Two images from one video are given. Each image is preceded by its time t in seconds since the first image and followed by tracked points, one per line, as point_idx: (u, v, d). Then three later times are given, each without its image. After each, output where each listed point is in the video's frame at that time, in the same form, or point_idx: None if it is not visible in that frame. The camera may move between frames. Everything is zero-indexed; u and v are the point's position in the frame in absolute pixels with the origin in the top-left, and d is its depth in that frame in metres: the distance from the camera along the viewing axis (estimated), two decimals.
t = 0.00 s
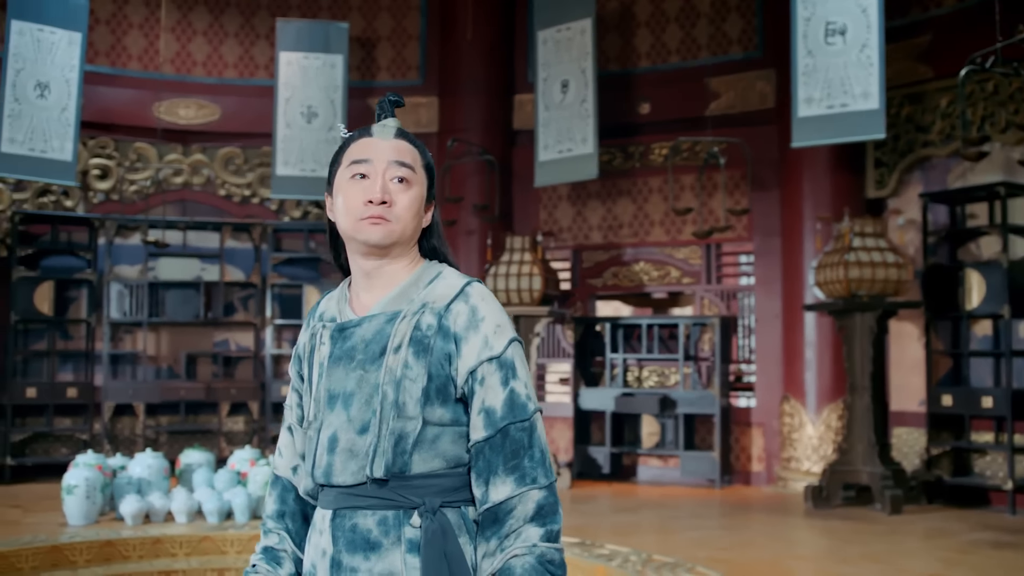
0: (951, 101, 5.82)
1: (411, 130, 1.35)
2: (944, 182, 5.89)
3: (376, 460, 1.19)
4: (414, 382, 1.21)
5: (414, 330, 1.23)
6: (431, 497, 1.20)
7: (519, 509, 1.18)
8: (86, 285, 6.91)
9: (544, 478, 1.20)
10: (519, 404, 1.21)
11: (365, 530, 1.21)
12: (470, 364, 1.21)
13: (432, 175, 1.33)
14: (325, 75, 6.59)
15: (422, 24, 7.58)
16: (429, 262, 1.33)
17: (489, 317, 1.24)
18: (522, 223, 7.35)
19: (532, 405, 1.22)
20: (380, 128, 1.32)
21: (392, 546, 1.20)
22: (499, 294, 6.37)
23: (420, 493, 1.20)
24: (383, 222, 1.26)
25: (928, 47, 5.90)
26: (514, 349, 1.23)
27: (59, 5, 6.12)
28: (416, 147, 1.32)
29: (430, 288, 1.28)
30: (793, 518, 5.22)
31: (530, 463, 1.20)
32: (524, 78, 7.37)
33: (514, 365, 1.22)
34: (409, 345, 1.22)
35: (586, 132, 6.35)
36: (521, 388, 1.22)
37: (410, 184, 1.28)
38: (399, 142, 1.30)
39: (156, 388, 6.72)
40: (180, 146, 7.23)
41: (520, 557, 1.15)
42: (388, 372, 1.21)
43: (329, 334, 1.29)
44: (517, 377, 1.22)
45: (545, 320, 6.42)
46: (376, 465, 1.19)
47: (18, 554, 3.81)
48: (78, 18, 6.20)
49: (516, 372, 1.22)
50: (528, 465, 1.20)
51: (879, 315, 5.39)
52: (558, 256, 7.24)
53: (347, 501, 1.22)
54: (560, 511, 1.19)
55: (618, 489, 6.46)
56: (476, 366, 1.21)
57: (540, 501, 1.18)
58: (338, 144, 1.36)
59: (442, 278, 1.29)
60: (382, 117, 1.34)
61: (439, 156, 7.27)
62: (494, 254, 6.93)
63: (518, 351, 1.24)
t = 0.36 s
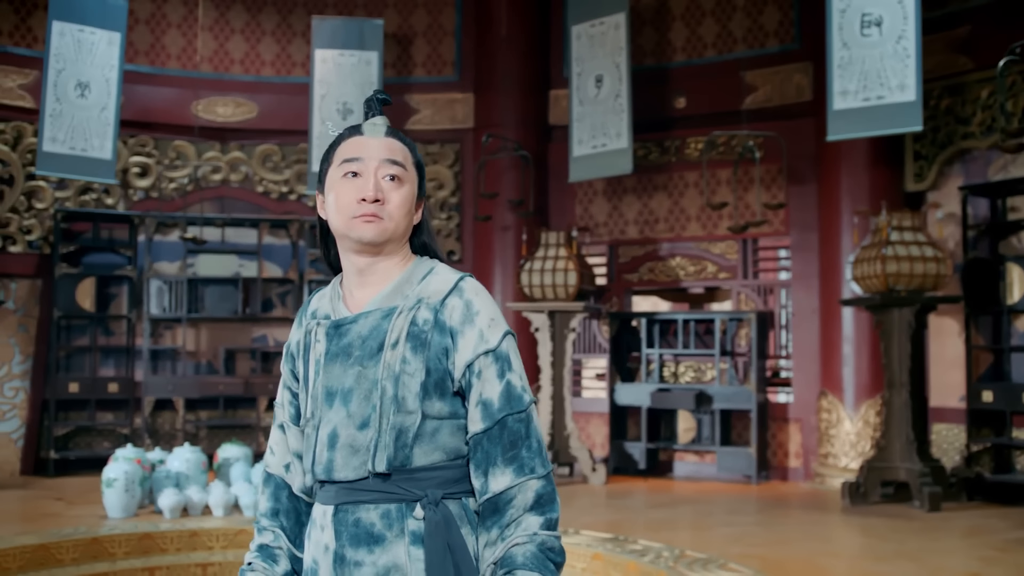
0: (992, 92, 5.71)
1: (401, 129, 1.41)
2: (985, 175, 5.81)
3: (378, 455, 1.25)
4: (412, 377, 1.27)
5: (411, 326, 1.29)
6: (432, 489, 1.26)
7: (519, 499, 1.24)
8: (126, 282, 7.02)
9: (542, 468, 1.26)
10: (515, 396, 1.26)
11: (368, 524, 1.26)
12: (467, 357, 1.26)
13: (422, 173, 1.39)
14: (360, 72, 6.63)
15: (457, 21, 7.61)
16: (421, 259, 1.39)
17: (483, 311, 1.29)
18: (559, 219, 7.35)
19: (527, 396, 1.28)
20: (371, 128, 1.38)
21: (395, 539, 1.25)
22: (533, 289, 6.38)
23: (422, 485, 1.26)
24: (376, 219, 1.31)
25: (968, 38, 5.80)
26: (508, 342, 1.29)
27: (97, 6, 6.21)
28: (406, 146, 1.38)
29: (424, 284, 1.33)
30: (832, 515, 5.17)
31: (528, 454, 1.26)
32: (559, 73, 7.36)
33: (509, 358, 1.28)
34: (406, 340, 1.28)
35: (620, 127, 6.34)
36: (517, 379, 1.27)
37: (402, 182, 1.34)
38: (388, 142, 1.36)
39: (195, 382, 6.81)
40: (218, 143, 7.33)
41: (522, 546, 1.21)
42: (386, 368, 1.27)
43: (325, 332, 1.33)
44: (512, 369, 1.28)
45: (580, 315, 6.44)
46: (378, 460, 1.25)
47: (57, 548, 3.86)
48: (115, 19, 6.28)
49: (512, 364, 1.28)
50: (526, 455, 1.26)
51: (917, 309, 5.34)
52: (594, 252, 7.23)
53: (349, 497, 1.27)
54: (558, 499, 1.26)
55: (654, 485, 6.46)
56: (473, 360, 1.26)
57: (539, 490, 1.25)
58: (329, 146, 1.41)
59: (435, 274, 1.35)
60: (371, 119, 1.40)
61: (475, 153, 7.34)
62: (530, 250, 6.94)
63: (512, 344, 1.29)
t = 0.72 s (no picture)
0: None
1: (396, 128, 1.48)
2: None
3: (390, 449, 1.31)
4: (421, 372, 1.33)
5: (418, 322, 1.35)
6: (445, 482, 1.33)
7: (529, 489, 1.32)
8: (168, 279, 7.12)
9: (550, 457, 1.34)
10: (521, 388, 1.34)
11: (382, 517, 1.33)
12: (474, 352, 1.33)
13: (418, 171, 1.46)
14: (397, 70, 6.67)
15: (494, 16, 7.61)
16: (420, 255, 1.45)
17: (486, 305, 1.37)
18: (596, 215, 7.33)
19: (531, 388, 1.35)
20: (368, 128, 1.44)
21: (410, 531, 1.32)
22: (569, 285, 6.38)
23: (434, 478, 1.33)
24: (377, 218, 1.38)
25: (1011, 28, 5.68)
26: (511, 336, 1.36)
27: (139, 7, 6.30)
28: (403, 144, 1.44)
29: (427, 280, 1.40)
30: (871, 512, 5.10)
31: (535, 444, 1.34)
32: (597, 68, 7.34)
33: (513, 351, 1.36)
34: (414, 337, 1.34)
35: (656, 122, 6.31)
36: (521, 371, 1.35)
37: (401, 180, 1.41)
38: (386, 142, 1.43)
39: (235, 378, 6.89)
40: (257, 141, 7.42)
41: (535, 534, 1.29)
42: (395, 365, 1.33)
43: (329, 330, 1.38)
44: (516, 361, 1.36)
45: (617, 310, 6.43)
46: (391, 454, 1.31)
47: (98, 539, 3.95)
48: (156, 19, 6.36)
49: (516, 357, 1.36)
50: (534, 446, 1.34)
51: (958, 304, 5.26)
52: (631, 247, 7.21)
53: (361, 491, 1.34)
54: (565, 486, 1.34)
55: (692, 481, 6.43)
56: (480, 354, 1.33)
57: (548, 479, 1.33)
58: (326, 145, 1.47)
59: (436, 270, 1.41)
60: (368, 119, 1.46)
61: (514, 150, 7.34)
62: (566, 245, 6.95)
63: (514, 338, 1.37)
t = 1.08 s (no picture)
0: None
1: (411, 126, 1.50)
2: None
3: (409, 446, 1.33)
4: (439, 368, 1.35)
5: (435, 319, 1.37)
6: (462, 478, 1.35)
7: (545, 484, 1.33)
8: (206, 277, 7.20)
9: (565, 453, 1.36)
10: (536, 384, 1.36)
11: (400, 514, 1.34)
12: (491, 348, 1.35)
13: (432, 168, 1.48)
14: (431, 68, 6.70)
15: (529, 13, 7.61)
16: (435, 252, 1.47)
17: (502, 302, 1.39)
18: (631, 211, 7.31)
19: (546, 384, 1.37)
20: (383, 126, 1.46)
21: (429, 527, 1.34)
22: (604, 282, 6.37)
23: (452, 474, 1.35)
24: (393, 215, 1.40)
25: None
26: (527, 333, 1.39)
27: (176, 8, 6.37)
28: (417, 142, 1.46)
29: (443, 277, 1.42)
30: (908, 511, 5.05)
31: (551, 440, 1.36)
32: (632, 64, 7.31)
33: (528, 348, 1.38)
34: (431, 333, 1.36)
35: (691, 118, 6.28)
36: (537, 367, 1.38)
37: (416, 176, 1.43)
38: (401, 139, 1.45)
39: (273, 374, 6.96)
40: (293, 140, 7.49)
41: (552, 529, 1.30)
42: (413, 361, 1.34)
43: (345, 326, 1.39)
44: (532, 358, 1.38)
45: (652, 308, 6.42)
46: (410, 450, 1.33)
47: (135, 534, 4.02)
48: (193, 18, 6.42)
49: (531, 353, 1.38)
50: (550, 441, 1.36)
51: (998, 300, 5.18)
52: (667, 244, 7.17)
53: (380, 488, 1.35)
54: (580, 482, 1.36)
55: (728, 478, 6.40)
56: (496, 350, 1.35)
57: (564, 475, 1.35)
58: (341, 142, 1.49)
59: (452, 267, 1.44)
60: (382, 117, 1.48)
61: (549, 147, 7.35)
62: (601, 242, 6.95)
63: (529, 335, 1.39)
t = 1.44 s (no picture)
0: None
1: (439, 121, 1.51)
2: None
3: (432, 445, 1.34)
4: (464, 368, 1.36)
5: (461, 318, 1.38)
6: (483, 479, 1.36)
7: (567, 487, 1.35)
8: (236, 276, 7.27)
9: (587, 456, 1.37)
10: (560, 386, 1.37)
11: (421, 512, 1.35)
12: (516, 349, 1.36)
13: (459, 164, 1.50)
14: (459, 66, 6.71)
15: (557, 11, 7.59)
16: (459, 250, 1.48)
17: (528, 303, 1.40)
18: (660, 209, 7.30)
19: (569, 386, 1.39)
20: (412, 121, 1.48)
21: (449, 527, 1.35)
22: (632, 280, 6.35)
23: (473, 474, 1.36)
24: (422, 210, 1.41)
25: None
26: (551, 334, 1.40)
27: (204, 8, 6.43)
28: (446, 137, 1.48)
29: (468, 276, 1.43)
30: (938, 511, 5.00)
31: (573, 442, 1.37)
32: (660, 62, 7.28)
33: (553, 350, 1.39)
34: (457, 332, 1.37)
35: (718, 115, 6.24)
36: (560, 369, 1.39)
37: (445, 173, 1.44)
38: (430, 135, 1.46)
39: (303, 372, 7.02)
40: (323, 139, 7.54)
41: (573, 532, 1.32)
42: (439, 359, 1.35)
43: (369, 322, 1.40)
44: (555, 359, 1.39)
45: (680, 305, 6.40)
46: (432, 449, 1.34)
47: (165, 530, 4.09)
48: (222, 19, 6.49)
49: (555, 355, 1.39)
50: (573, 444, 1.37)
51: None
52: (696, 241, 7.14)
53: (401, 486, 1.36)
54: (600, 485, 1.37)
55: (758, 477, 6.36)
56: (521, 352, 1.36)
57: (586, 477, 1.36)
58: (369, 135, 1.50)
59: (477, 267, 1.44)
60: (411, 111, 1.49)
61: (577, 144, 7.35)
62: (630, 240, 6.93)
63: (553, 337, 1.40)
